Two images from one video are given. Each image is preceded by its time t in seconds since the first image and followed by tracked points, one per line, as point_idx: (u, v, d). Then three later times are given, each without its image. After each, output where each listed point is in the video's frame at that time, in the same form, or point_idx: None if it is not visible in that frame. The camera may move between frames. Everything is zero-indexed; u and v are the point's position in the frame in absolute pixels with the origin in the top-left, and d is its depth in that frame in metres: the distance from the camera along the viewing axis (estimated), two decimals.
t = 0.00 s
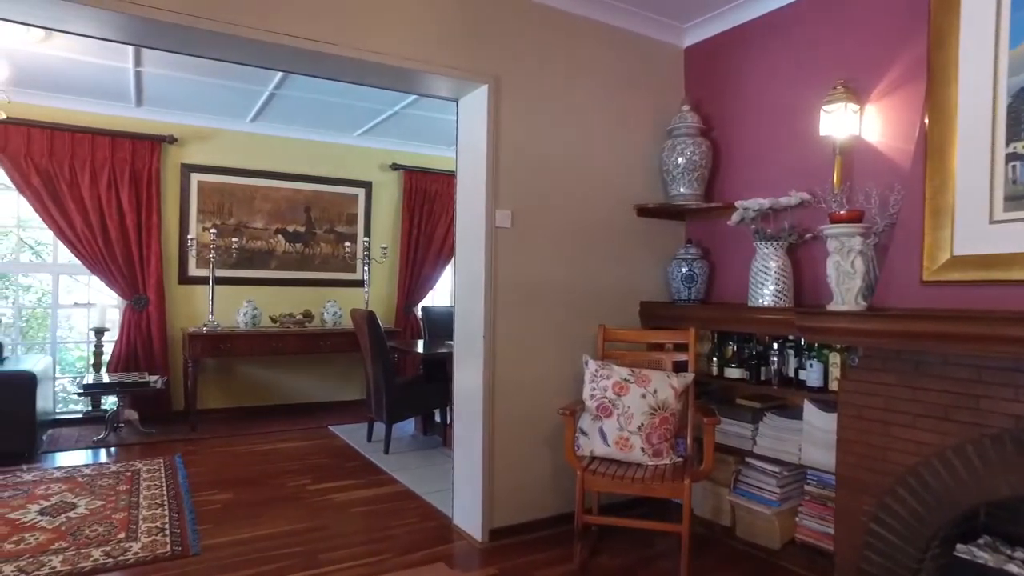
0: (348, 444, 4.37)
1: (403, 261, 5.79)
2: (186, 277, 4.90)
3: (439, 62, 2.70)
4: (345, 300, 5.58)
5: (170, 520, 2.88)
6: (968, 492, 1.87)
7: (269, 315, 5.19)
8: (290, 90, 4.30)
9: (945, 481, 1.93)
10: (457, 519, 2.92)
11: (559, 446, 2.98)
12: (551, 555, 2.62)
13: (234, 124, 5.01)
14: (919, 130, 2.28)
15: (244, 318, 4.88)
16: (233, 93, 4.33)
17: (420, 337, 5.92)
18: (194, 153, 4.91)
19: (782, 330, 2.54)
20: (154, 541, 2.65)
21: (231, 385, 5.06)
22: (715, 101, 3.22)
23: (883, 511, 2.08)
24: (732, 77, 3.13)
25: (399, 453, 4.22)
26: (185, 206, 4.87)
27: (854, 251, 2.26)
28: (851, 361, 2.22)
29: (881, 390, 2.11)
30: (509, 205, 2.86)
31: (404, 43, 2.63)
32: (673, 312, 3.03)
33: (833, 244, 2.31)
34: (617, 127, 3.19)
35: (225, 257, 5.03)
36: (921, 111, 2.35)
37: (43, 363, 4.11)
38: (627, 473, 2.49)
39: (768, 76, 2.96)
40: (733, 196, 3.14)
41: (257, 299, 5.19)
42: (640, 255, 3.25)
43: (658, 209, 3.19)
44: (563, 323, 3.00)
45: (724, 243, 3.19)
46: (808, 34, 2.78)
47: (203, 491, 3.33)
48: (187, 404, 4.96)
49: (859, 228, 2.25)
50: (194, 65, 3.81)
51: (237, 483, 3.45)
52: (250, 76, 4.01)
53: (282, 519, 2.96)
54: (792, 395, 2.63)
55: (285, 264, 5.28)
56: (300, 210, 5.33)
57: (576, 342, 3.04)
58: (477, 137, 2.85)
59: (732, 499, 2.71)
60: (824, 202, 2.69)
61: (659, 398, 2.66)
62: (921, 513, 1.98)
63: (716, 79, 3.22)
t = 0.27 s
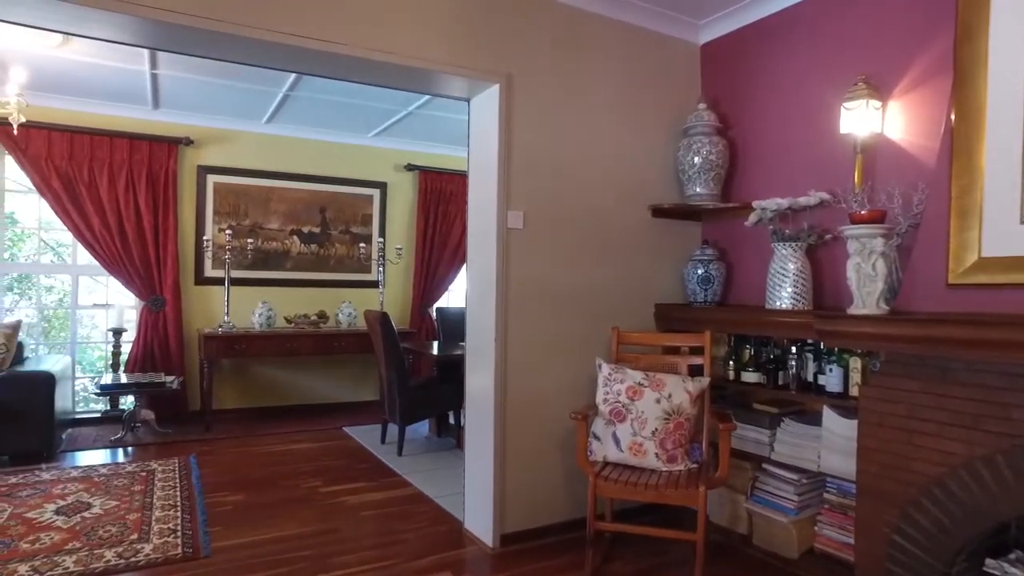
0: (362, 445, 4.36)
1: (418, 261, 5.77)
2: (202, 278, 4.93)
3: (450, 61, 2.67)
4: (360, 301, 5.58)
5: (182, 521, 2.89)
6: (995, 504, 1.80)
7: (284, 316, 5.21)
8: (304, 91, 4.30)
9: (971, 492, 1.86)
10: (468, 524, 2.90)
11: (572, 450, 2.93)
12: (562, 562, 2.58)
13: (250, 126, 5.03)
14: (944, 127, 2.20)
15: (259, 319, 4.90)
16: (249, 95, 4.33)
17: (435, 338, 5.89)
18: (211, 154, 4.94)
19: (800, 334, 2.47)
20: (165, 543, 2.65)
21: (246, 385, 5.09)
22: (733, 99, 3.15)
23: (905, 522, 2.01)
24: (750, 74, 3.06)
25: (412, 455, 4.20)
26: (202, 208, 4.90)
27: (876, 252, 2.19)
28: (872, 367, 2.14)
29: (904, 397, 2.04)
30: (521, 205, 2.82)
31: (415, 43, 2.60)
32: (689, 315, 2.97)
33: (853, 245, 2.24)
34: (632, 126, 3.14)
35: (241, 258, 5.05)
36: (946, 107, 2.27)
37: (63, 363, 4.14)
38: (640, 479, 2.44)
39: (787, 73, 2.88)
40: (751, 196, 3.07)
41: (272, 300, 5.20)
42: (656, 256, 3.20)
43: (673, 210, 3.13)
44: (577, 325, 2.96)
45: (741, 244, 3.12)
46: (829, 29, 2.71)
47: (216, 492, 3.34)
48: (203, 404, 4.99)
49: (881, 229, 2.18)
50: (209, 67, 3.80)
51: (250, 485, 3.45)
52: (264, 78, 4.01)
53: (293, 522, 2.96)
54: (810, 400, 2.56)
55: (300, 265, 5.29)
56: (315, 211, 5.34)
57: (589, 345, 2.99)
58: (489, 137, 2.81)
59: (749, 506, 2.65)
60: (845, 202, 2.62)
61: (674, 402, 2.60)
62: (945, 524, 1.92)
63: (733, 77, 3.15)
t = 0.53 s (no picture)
0: (375, 446, 4.35)
1: (432, 262, 5.75)
2: (218, 278, 4.95)
3: (461, 59, 2.65)
4: (375, 301, 5.57)
5: (194, 521, 2.89)
6: None
7: (299, 316, 5.22)
8: (318, 91, 4.30)
9: (998, 501, 1.79)
10: (480, 526, 2.87)
11: (585, 453, 2.89)
12: (574, 566, 2.54)
13: (265, 126, 5.05)
14: (974, 122, 2.12)
15: (274, 319, 4.91)
16: (264, 96, 4.35)
17: (450, 338, 5.87)
18: (226, 155, 4.96)
19: (819, 336, 2.41)
20: (177, 542, 2.66)
21: (262, 385, 5.11)
22: (749, 96, 3.09)
23: (929, 531, 1.94)
24: (768, 70, 2.99)
25: (425, 456, 4.18)
26: (218, 208, 4.92)
27: (898, 252, 2.13)
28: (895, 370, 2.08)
29: (927, 402, 1.97)
30: (533, 205, 2.78)
31: (425, 41, 2.58)
32: (704, 316, 2.91)
33: (875, 245, 2.18)
34: (646, 124, 3.09)
35: (256, 258, 5.07)
36: (973, 101, 2.19)
37: (81, 362, 4.15)
38: (654, 484, 2.39)
39: (806, 68, 2.82)
40: (769, 195, 3.00)
41: (287, 300, 5.22)
42: (671, 256, 3.14)
43: (688, 209, 3.07)
44: (590, 326, 2.91)
45: (758, 244, 3.06)
46: (850, 23, 2.64)
47: (229, 492, 3.34)
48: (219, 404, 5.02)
49: (904, 228, 2.11)
50: (224, 68, 3.81)
51: (263, 485, 3.46)
52: (278, 78, 4.02)
53: (304, 522, 2.95)
54: (829, 403, 2.49)
55: (315, 265, 5.30)
56: (330, 211, 5.35)
57: (602, 346, 2.94)
58: (501, 135, 2.78)
59: (766, 512, 2.59)
60: (866, 200, 2.55)
61: (688, 405, 2.55)
62: (971, 535, 1.85)
63: (750, 73, 3.08)
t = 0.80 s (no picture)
0: (388, 446, 4.34)
1: (446, 261, 5.72)
2: (233, 278, 4.97)
3: (471, 56, 2.61)
4: (389, 300, 5.57)
5: (205, 521, 2.89)
6: None
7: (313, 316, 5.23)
8: (331, 91, 4.29)
9: None
10: (490, 530, 2.83)
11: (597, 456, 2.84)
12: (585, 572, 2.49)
13: (280, 127, 5.06)
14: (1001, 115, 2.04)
15: (288, 318, 4.92)
16: (277, 96, 4.35)
17: (464, 338, 5.83)
18: (241, 155, 4.98)
19: (838, 337, 2.33)
20: (187, 542, 2.65)
21: (276, 384, 5.12)
22: (766, 91, 3.02)
23: (954, 542, 1.87)
24: (785, 64, 2.92)
25: (437, 457, 4.16)
26: (233, 208, 4.94)
27: (920, 250, 2.06)
28: (917, 373, 2.01)
29: (952, 406, 1.90)
30: (544, 204, 2.74)
31: (434, 38, 2.55)
32: (719, 317, 2.85)
33: (897, 243, 2.11)
34: (660, 120, 3.03)
35: (270, 258, 5.08)
36: (1000, 94, 2.11)
37: (97, 362, 4.15)
38: (666, 488, 2.34)
39: (825, 62, 2.74)
40: (786, 193, 2.93)
41: (301, 300, 5.23)
42: (686, 256, 3.07)
43: (703, 207, 3.00)
44: (602, 327, 2.86)
45: (775, 243, 2.98)
46: (871, 14, 2.56)
47: (241, 492, 3.34)
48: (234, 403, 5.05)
49: (927, 226, 2.04)
50: (238, 68, 3.81)
51: (275, 485, 3.45)
52: (292, 78, 4.01)
53: (313, 524, 2.93)
54: (849, 407, 2.42)
55: (329, 265, 5.30)
56: (344, 211, 5.35)
57: (615, 347, 2.89)
58: (511, 133, 2.74)
59: (782, 518, 2.52)
60: (887, 196, 2.47)
61: (703, 408, 2.49)
62: (1000, 545, 1.78)
63: (767, 68, 3.01)
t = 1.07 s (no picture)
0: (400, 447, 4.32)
1: (461, 261, 5.69)
2: (248, 278, 4.99)
3: (479, 54, 2.57)
4: (403, 301, 5.55)
5: (215, 521, 2.89)
6: None
7: (327, 316, 5.23)
8: (344, 90, 4.28)
9: None
10: (500, 534, 2.79)
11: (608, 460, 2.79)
12: None
13: (294, 127, 5.07)
14: None
15: (302, 319, 4.93)
16: (291, 96, 4.35)
17: (478, 338, 5.79)
18: (256, 156, 5.00)
19: (858, 341, 2.26)
20: (197, 543, 2.65)
21: (290, 384, 5.14)
22: (784, 87, 2.94)
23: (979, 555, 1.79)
24: (803, 59, 2.84)
25: (449, 458, 4.13)
26: (248, 209, 4.97)
27: (944, 251, 1.98)
28: (941, 379, 1.93)
29: (977, 414, 1.82)
30: (555, 204, 2.69)
31: (443, 36, 2.51)
32: (734, 319, 2.78)
33: (919, 243, 2.03)
34: (674, 118, 2.96)
35: (285, 259, 5.09)
36: None
37: (114, 361, 4.16)
38: (679, 495, 2.28)
39: (845, 56, 2.66)
40: (804, 191, 2.85)
41: (315, 300, 5.23)
42: (701, 256, 3.01)
43: (719, 206, 2.93)
44: (614, 329, 2.81)
45: (793, 243, 2.90)
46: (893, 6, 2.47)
47: (252, 492, 3.34)
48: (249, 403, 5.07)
49: (951, 225, 1.96)
50: (252, 69, 3.81)
51: (286, 486, 3.45)
52: (305, 78, 4.01)
53: (323, 526, 2.92)
54: (868, 412, 2.34)
55: (343, 265, 5.31)
56: (359, 211, 5.35)
57: (627, 349, 2.84)
58: (521, 132, 2.70)
59: (799, 526, 2.45)
60: (909, 195, 2.38)
61: (716, 412, 2.42)
62: None
63: (785, 64, 2.93)
